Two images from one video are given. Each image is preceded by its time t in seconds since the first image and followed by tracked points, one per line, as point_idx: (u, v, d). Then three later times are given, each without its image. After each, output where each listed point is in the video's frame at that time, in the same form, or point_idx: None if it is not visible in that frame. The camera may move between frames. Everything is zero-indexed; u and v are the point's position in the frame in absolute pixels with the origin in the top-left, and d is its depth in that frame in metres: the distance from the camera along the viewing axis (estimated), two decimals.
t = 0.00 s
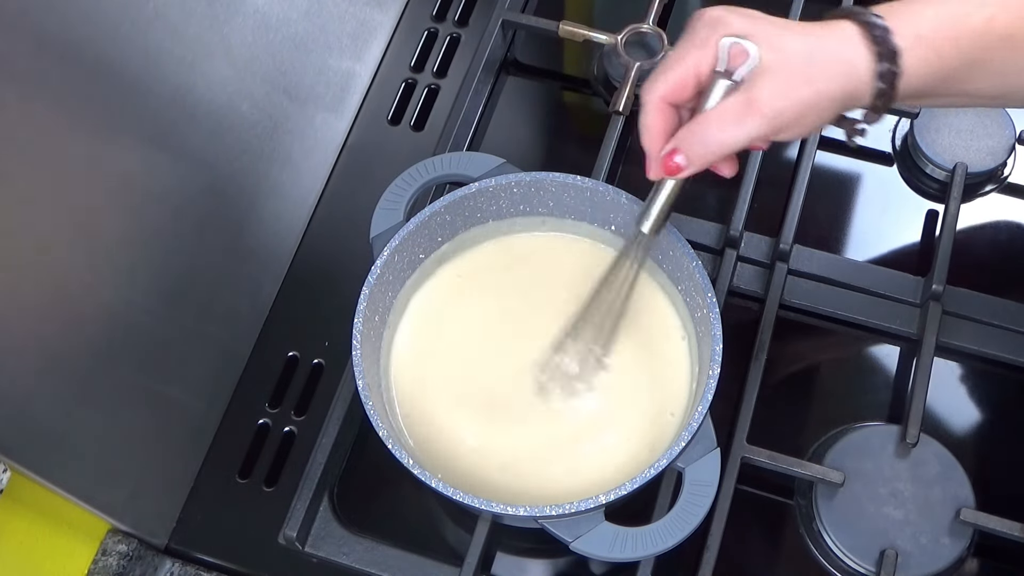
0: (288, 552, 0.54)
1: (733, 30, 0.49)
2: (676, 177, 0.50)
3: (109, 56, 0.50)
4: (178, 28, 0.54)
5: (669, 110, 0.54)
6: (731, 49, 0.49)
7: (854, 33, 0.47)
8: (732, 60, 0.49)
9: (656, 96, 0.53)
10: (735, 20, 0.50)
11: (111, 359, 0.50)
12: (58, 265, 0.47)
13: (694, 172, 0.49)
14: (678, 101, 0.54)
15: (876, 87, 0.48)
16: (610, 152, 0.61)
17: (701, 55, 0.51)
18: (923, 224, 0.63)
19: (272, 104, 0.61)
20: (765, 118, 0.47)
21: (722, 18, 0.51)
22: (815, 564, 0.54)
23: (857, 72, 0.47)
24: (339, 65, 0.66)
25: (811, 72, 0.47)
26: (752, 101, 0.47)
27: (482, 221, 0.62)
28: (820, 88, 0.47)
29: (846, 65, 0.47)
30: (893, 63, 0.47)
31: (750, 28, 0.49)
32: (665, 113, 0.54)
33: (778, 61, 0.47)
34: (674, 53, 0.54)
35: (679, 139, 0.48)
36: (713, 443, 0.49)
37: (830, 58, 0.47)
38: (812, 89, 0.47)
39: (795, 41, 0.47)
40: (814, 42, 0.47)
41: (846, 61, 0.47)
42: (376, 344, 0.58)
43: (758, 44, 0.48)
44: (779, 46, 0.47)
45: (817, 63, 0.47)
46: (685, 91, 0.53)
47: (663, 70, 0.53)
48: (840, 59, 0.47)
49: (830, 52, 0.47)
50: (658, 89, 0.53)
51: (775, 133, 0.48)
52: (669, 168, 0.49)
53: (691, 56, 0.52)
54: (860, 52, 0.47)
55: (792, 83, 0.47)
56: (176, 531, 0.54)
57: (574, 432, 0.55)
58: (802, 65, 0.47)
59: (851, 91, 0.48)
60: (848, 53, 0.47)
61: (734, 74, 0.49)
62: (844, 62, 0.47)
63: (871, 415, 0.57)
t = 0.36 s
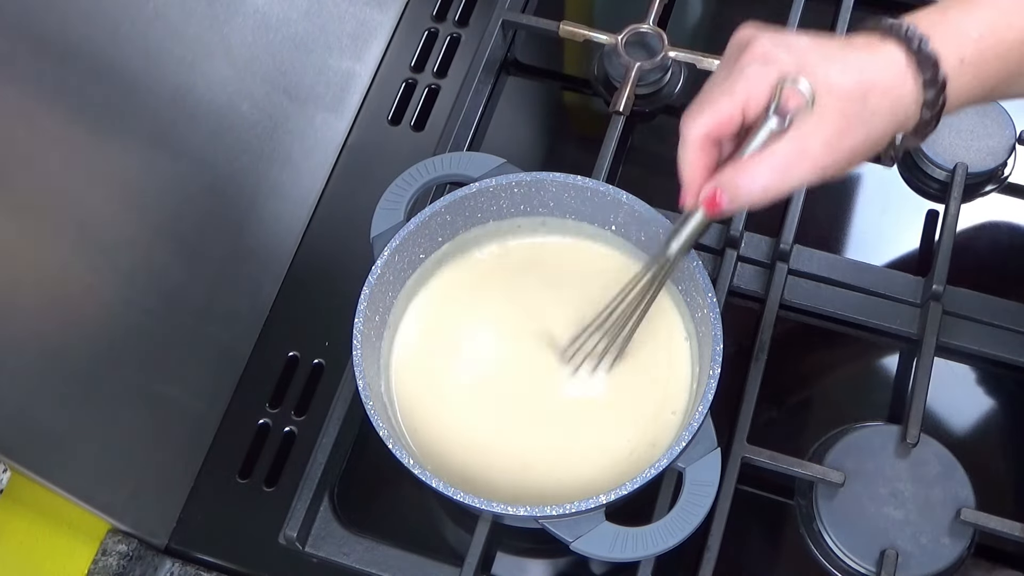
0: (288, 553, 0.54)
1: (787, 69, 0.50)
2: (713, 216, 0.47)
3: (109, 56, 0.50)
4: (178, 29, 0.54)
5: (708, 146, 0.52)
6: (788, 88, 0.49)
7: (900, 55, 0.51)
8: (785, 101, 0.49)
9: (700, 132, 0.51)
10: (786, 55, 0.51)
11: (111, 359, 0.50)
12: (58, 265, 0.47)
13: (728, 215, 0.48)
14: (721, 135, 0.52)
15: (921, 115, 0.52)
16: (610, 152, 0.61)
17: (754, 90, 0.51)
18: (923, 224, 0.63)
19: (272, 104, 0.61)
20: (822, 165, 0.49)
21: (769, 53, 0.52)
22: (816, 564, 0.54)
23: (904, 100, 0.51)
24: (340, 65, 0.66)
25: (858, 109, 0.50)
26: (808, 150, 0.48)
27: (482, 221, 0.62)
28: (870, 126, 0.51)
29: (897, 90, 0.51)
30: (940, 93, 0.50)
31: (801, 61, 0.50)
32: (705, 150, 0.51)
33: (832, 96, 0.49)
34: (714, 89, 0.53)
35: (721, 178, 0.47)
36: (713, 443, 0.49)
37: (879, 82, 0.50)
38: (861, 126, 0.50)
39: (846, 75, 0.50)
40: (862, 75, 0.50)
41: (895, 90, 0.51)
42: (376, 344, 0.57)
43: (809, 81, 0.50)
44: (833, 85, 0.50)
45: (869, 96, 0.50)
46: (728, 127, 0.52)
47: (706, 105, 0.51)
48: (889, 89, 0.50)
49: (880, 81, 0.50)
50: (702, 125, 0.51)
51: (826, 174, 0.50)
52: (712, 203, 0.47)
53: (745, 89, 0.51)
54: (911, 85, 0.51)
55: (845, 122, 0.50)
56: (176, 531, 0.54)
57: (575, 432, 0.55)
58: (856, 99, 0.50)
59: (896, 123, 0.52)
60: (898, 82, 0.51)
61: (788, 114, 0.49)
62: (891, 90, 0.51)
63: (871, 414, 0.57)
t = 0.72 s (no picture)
0: (288, 553, 0.54)
1: (788, 129, 0.52)
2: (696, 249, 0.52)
3: (109, 57, 0.50)
4: (177, 28, 0.54)
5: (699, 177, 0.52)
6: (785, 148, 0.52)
7: (897, 110, 0.52)
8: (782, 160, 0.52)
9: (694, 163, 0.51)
10: (789, 108, 0.51)
11: (111, 360, 0.50)
12: (59, 266, 0.47)
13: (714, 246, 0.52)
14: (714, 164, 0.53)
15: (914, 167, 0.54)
16: (610, 152, 0.61)
17: (754, 140, 0.52)
18: (923, 224, 0.63)
19: (272, 104, 0.61)
20: (807, 218, 0.52)
21: (770, 102, 0.52)
22: (815, 564, 0.54)
23: (897, 155, 0.53)
24: (340, 65, 0.66)
25: (851, 163, 0.52)
26: (796, 207, 0.51)
27: (482, 220, 0.62)
28: (860, 184, 0.53)
29: (892, 147, 0.53)
30: (935, 149, 0.52)
31: (804, 122, 0.52)
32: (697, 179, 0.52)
33: (826, 156, 0.52)
34: (714, 120, 0.53)
35: (706, 217, 0.51)
36: (713, 443, 0.49)
37: (874, 137, 0.52)
38: (851, 185, 0.53)
39: (841, 133, 0.52)
40: (859, 134, 0.52)
41: (888, 144, 0.52)
42: (376, 343, 0.57)
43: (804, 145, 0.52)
44: (830, 146, 0.52)
45: (863, 157, 0.52)
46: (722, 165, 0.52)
47: (706, 140, 0.52)
48: (884, 144, 0.52)
49: (876, 136, 0.52)
50: (698, 156, 0.51)
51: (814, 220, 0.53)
52: (694, 241, 0.51)
53: (746, 139, 0.52)
54: (906, 141, 0.53)
55: (836, 185, 0.52)
56: (176, 531, 0.54)
57: (575, 433, 0.55)
58: (848, 160, 0.52)
59: (889, 173, 0.54)
60: (892, 137, 0.52)
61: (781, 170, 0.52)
62: (885, 144, 0.52)
63: (871, 414, 0.57)
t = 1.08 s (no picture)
0: (288, 553, 0.54)
1: (775, 84, 0.53)
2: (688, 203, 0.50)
3: (109, 56, 0.50)
4: (177, 28, 0.54)
5: (680, 124, 0.56)
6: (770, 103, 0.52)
7: (892, 79, 0.52)
8: (767, 114, 0.52)
9: (675, 109, 0.55)
10: (779, 66, 0.53)
11: (111, 360, 0.50)
12: (59, 266, 0.47)
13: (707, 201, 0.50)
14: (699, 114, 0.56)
15: (910, 135, 0.54)
16: (610, 151, 0.60)
17: (738, 91, 0.54)
18: (923, 225, 0.63)
19: (271, 104, 0.61)
20: (802, 164, 0.50)
21: (761, 58, 0.53)
22: (815, 564, 0.54)
23: (892, 117, 0.52)
24: (340, 65, 0.66)
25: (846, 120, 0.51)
26: (788, 149, 0.50)
27: (482, 221, 0.62)
28: (857, 139, 0.52)
29: (886, 107, 0.52)
30: (930, 114, 0.52)
31: (793, 78, 0.52)
32: (678, 125, 0.56)
33: (819, 110, 0.51)
34: (708, 74, 0.56)
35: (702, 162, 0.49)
36: (714, 443, 0.49)
37: (868, 96, 0.52)
38: (848, 141, 0.51)
39: (834, 90, 0.51)
40: (852, 92, 0.51)
41: (883, 105, 0.52)
42: (376, 343, 0.57)
43: (794, 99, 0.52)
44: (821, 98, 0.51)
45: (858, 114, 0.51)
46: (704, 115, 0.55)
47: (692, 90, 0.55)
48: (879, 105, 0.52)
49: (870, 96, 0.52)
50: (681, 104, 0.55)
51: (810, 179, 0.52)
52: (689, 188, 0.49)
53: (731, 90, 0.54)
54: (900, 104, 0.52)
55: (831, 139, 0.51)
56: (176, 532, 0.54)
57: (574, 433, 0.55)
58: (844, 115, 0.51)
59: (887, 139, 0.53)
60: (887, 99, 0.52)
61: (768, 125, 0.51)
62: (880, 106, 0.52)
63: (871, 415, 0.57)
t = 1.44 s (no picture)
0: (288, 553, 0.54)
1: (780, 83, 0.52)
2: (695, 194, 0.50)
3: (109, 56, 0.50)
4: (177, 28, 0.54)
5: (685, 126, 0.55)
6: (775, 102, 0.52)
7: (897, 76, 0.52)
8: (773, 113, 0.53)
9: (681, 111, 0.55)
10: (782, 64, 0.52)
11: (111, 360, 0.50)
12: (58, 266, 0.47)
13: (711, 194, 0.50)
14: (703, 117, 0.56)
15: (915, 131, 0.53)
16: (610, 151, 0.60)
17: (743, 91, 0.53)
18: (923, 225, 0.63)
19: (271, 104, 0.61)
20: (805, 161, 0.50)
21: (763, 58, 0.53)
22: (815, 564, 0.54)
23: (896, 114, 0.52)
24: (340, 65, 0.66)
25: (849, 118, 0.51)
26: (793, 146, 0.50)
27: (483, 221, 0.62)
28: (860, 137, 0.52)
29: (890, 104, 0.52)
30: (934, 111, 0.52)
31: (797, 77, 0.52)
32: (683, 127, 0.55)
33: (823, 107, 0.51)
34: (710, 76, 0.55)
35: (707, 159, 0.50)
36: (714, 443, 0.49)
37: (872, 94, 0.52)
38: (851, 138, 0.51)
39: (838, 88, 0.51)
40: (856, 89, 0.51)
41: (887, 103, 0.52)
42: (376, 343, 0.57)
43: (798, 98, 0.52)
44: (824, 95, 0.51)
45: (861, 111, 0.51)
46: (709, 117, 0.55)
47: (696, 92, 0.54)
48: (883, 102, 0.52)
49: (873, 93, 0.52)
50: (686, 106, 0.54)
51: (812, 177, 0.52)
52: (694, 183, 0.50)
53: (735, 91, 0.53)
54: (904, 101, 0.52)
55: (834, 136, 0.51)
56: (176, 532, 0.54)
57: (575, 433, 0.55)
58: (847, 113, 0.51)
59: (889, 136, 0.53)
60: (891, 97, 0.52)
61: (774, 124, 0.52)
62: (883, 103, 0.52)
63: (871, 415, 0.57)
